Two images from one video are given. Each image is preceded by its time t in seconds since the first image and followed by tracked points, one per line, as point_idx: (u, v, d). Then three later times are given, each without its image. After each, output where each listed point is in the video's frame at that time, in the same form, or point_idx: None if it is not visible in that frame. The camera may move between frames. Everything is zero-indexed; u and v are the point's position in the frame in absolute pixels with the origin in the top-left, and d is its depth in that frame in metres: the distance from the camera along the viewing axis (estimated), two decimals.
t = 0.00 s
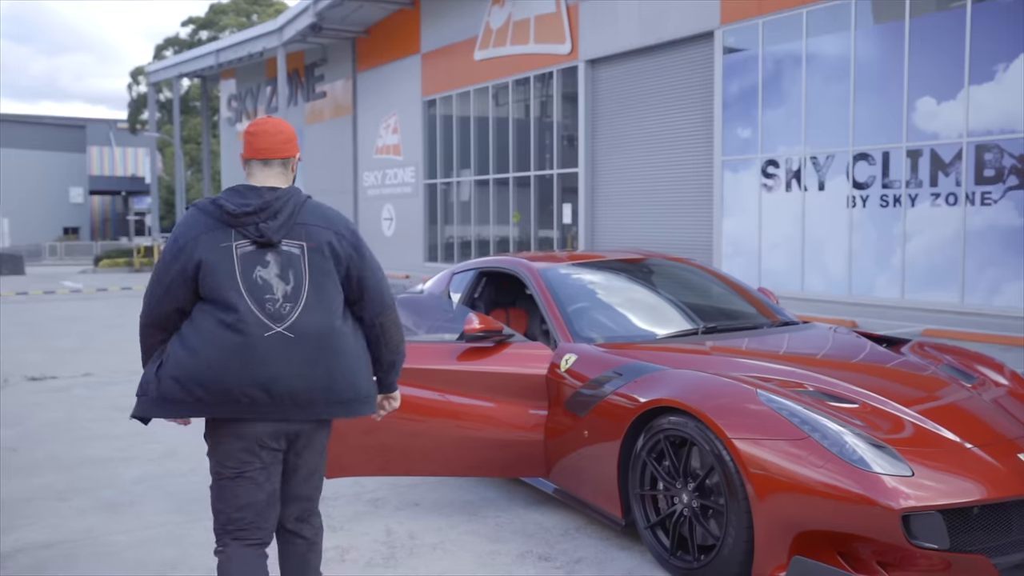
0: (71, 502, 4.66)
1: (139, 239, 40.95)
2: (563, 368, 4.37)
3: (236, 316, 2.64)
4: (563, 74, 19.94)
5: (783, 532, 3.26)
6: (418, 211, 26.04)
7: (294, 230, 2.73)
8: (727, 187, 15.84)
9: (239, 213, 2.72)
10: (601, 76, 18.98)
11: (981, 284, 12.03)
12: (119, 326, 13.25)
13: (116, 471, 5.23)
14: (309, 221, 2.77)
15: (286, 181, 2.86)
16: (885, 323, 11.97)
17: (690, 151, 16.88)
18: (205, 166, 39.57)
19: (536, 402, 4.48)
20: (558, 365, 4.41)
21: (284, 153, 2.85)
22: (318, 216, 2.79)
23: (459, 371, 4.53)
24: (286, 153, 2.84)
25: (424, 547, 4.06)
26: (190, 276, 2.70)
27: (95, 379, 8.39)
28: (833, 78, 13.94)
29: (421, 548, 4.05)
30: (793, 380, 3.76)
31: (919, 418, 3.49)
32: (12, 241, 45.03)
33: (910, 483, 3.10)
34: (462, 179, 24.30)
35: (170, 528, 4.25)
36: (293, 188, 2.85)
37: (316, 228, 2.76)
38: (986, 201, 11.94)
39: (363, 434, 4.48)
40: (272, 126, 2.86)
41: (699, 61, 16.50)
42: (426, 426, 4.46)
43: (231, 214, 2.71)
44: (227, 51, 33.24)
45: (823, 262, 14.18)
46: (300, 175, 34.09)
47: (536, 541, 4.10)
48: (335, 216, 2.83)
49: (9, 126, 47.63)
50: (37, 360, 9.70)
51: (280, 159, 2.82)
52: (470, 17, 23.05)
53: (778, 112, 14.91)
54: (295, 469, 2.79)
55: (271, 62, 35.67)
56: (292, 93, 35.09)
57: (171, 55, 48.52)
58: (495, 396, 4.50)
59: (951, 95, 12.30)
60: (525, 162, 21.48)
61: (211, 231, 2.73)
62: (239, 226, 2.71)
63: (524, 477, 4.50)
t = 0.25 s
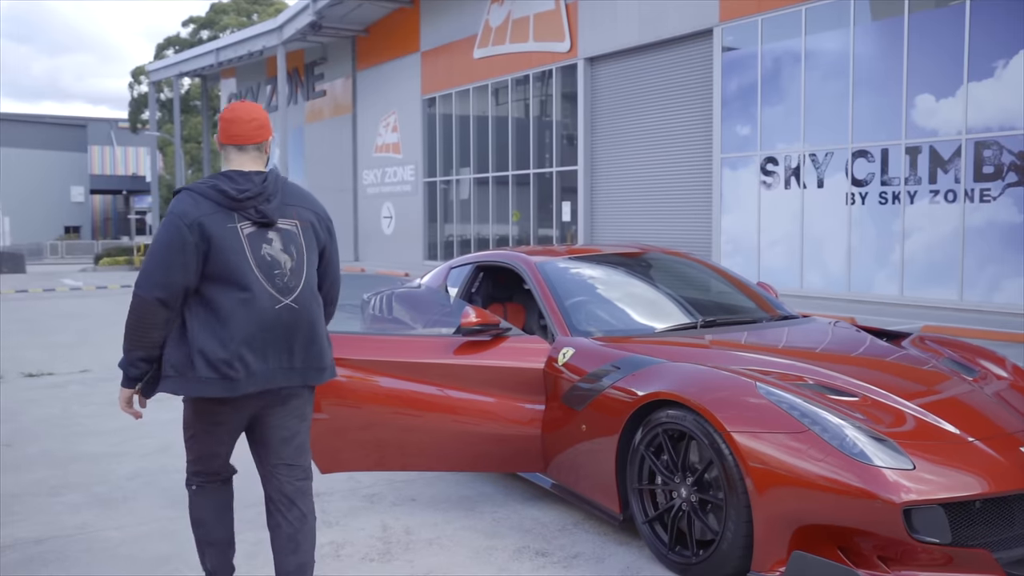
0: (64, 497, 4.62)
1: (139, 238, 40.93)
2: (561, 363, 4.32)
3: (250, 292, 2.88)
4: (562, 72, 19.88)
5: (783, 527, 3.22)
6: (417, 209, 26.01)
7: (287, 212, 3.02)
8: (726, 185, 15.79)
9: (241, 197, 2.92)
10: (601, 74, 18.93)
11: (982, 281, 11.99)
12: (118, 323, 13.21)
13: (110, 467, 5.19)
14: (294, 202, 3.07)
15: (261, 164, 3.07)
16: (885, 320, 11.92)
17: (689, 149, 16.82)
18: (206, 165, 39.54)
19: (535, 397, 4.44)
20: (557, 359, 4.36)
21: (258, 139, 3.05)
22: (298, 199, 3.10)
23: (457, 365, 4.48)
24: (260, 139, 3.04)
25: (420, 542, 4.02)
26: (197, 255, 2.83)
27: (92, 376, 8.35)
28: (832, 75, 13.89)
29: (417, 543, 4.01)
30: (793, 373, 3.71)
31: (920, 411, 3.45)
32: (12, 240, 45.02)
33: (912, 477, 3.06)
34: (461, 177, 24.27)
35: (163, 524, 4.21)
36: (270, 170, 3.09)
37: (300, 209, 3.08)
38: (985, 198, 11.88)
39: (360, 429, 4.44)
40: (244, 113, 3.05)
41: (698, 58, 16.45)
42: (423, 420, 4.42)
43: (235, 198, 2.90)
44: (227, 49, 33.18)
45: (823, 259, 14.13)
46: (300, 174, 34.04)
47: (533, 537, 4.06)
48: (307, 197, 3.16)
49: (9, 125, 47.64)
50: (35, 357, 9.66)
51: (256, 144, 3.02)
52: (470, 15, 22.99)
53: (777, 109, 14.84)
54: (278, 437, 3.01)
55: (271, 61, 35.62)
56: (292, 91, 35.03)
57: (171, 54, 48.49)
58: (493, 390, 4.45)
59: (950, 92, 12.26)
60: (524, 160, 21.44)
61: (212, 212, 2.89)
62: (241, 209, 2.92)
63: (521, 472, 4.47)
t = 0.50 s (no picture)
0: (55, 495, 4.55)
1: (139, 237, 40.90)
2: (560, 357, 4.24)
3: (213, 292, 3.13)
4: (562, 70, 19.81)
5: (785, 524, 3.15)
6: (417, 208, 25.96)
7: (239, 212, 3.26)
8: (726, 182, 15.69)
9: (194, 202, 3.14)
10: (600, 71, 18.85)
11: (982, 278, 11.90)
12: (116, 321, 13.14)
13: (102, 464, 5.12)
14: (246, 201, 3.31)
15: (208, 167, 3.28)
16: (885, 317, 11.85)
17: (688, 147, 16.74)
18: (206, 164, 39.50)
19: (534, 393, 4.36)
20: (554, 355, 4.29)
21: (203, 144, 3.26)
22: (246, 197, 3.34)
23: (454, 361, 4.40)
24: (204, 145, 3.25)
25: (415, 540, 3.95)
26: (160, 262, 3.05)
27: (88, 373, 8.29)
28: (832, 72, 13.78)
29: (412, 541, 3.94)
30: (795, 368, 3.64)
31: (923, 405, 3.38)
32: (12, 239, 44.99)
33: (917, 473, 2.98)
34: (461, 175, 24.19)
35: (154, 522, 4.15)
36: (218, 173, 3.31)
37: (250, 207, 3.32)
38: (987, 195, 11.79)
39: (356, 426, 4.37)
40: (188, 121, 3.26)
41: (697, 55, 16.37)
42: (421, 417, 4.35)
43: (190, 203, 3.12)
44: (227, 48, 33.12)
45: (823, 256, 14.05)
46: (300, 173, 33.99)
47: (531, 534, 3.99)
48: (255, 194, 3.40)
49: (10, 124, 47.64)
50: (31, 354, 9.60)
51: (201, 149, 3.23)
52: (470, 13, 22.92)
53: (777, 106, 14.73)
54: (236, 420, 3.20)
55: (271, 60, 35.57)
56: (293, 90, 34.98)
57: (172, 53, 48.44)
58: (490, 386, 4.38)
59: (951, 89, 12.11)
60: (525, 159, 21.39)
61: (169, 221, 3.10)
62: (196, 215, 3.14)
63: (518, 468, 4.40)
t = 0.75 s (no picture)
0: (47, 494, 4.47)
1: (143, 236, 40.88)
2: (563, 355, 4.13)
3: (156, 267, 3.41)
4: (566, 68, 19.70)
5: (794, 526, 3.05)
6: (420, 206, 25.89)
7: (195, 192, 3.48)
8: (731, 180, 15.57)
9: (148, 180, 3.39)
10: (604, 69, 18.73)
11: (991, 275, 11.74)
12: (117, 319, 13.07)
13: (96, 463, 5.03)
14: (208, 182, 3.53)
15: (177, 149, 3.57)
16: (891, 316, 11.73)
17: (693, 144, 16.62)
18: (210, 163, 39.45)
19: (536, 391, 4.26)
20: (557, 351, 4.18)
21: (174, 125, 3.57)
22: (210, 177, 3.55)
23: (454, 357, 4.29)
24: (178, 126, 3.56)
25: (414, 541, 3.85)
26: (108, 236, 3.35)
27: (87, 370, 8.21)
28: (839, 68, 13.62)
29: (410, 542, 3.84)
30: (804, 365, 3.53)
31: (935, 403, 3.27)
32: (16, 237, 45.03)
33: (931, 473, 2.88)
34: (465, 173, 24.11)
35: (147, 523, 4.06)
36: (186, 153, 3.58)
37: (210, 188, 3.54)
38: (995, 191, 11.64)
39: (354, 424, 4.28)
40: (163, 106, 3.58)
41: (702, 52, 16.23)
42: (420, 415, 4.25)
43: (144, 182, 3.38)
44: (230, 46, 33.04)
45: (829, 254, 13.92)
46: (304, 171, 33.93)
47: (532, 536, 3.90)
48: (224, 174, 3.61)
49: (15, 123, 47.65)
50: (31, 352, 9.52)
51: (171, 130, 3.54)
52: (474, 11, 22.81)
53: (782, 103, 14.56)
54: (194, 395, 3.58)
55: (274, 58, 35.49)
56: (296, 88, 34.90)
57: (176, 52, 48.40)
58: (492, 383, 4.27)
59: (959, 85, 11.97)
60: (529, 157, 21.28)
61: (125, 195, 3.38)
62: (150, 192, 3.40)
63: (520, 468, 4.30)
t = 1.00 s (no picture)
0: (47, 495, 4.37)
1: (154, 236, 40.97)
2: (574, 353, 4.01)
3: (137, 269, 3.50)
4: (577, 66, 19.57)
5: (814, 531, 2.93)
6: (430, 205, 25.82)
7: (190, 204, 3.56)
8: (744, 177, 15.39)
9: (147, 187, 3.52)
10: (616, 66, 18.61)
11: (1008, 274, 11.54)
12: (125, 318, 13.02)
13: (97, 463, 4.94)
14: (204, 196, 3.60)
15: (185, 159, 3.69)
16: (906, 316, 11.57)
17: (705, 142, 16.46)
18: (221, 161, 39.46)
19: (547, 390, 4.15)
20: (568, 349, 4.07)
21: (186, 138, 3.69)
22: (208, 190, 3.63)
23: (463, 356, 4.18)
24: (189, 140, 3.69)
25: (420, 545, 3.74)
26: (100, 232, 3.49)
27: (92, 369, 8.13)
28: (853, 64, 13.43)
29: (416, 546, 3.73)
30: (825, 364, 3.41)
31: (958, 401, 3.15)
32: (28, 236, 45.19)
33: (960, 477, 2.75)
34: (476, 172, 24.02)
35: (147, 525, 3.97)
36: (193, 165, 3.69)
37: (206, 201, 3.61)
38: (1013, 188, 11.42)
39: (361, 423, 4.18)
40: (179, 117, 3.71)
41: (714, 49, 16.06)
42: (428, 415, 4.15)
43: (142, 186, 3.50)
44: (240, 45, 33.03)
45: (843, 252, 13.74)
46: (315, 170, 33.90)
47: (543, 540, 3.78)
48: (224, 192, 3.67)
49: (27, 123, 47.85)
50: (37, 350, 9.46)
51: (182, 142, 3.66)
52: (484, 9, 22.69)
53: (796, 100, 14.40)
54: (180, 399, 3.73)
55: (285, 57, 35.47)
56: (306, 87, 34.86)
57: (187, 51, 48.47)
58: (502, 382, 4.16)
59: (976, 80, 11.77)
60: (539, 155, 21.17)
61: (122, 197, 3.51)
62: (146, 196, 3.51)
63: (529, 469, 4.19)
